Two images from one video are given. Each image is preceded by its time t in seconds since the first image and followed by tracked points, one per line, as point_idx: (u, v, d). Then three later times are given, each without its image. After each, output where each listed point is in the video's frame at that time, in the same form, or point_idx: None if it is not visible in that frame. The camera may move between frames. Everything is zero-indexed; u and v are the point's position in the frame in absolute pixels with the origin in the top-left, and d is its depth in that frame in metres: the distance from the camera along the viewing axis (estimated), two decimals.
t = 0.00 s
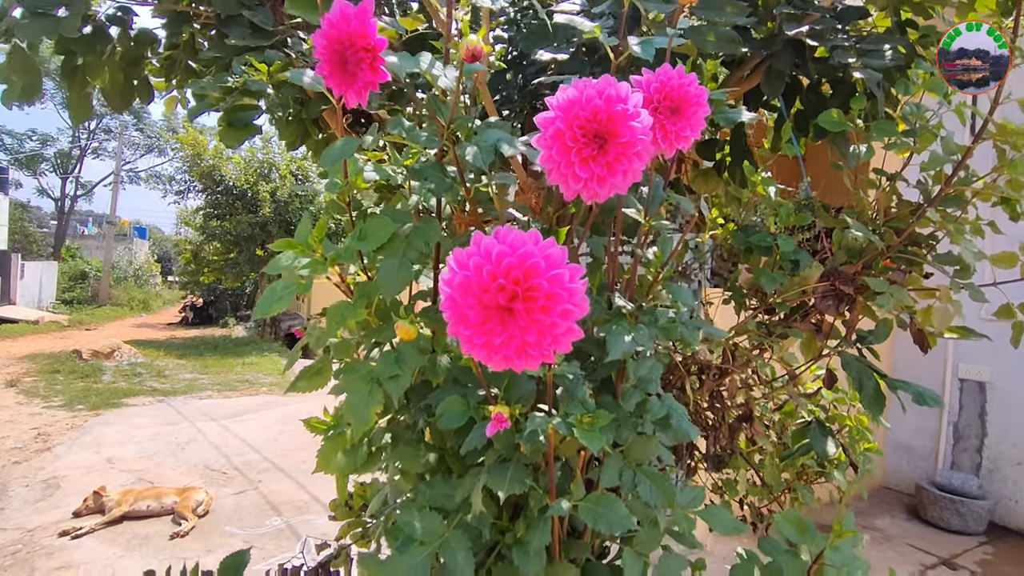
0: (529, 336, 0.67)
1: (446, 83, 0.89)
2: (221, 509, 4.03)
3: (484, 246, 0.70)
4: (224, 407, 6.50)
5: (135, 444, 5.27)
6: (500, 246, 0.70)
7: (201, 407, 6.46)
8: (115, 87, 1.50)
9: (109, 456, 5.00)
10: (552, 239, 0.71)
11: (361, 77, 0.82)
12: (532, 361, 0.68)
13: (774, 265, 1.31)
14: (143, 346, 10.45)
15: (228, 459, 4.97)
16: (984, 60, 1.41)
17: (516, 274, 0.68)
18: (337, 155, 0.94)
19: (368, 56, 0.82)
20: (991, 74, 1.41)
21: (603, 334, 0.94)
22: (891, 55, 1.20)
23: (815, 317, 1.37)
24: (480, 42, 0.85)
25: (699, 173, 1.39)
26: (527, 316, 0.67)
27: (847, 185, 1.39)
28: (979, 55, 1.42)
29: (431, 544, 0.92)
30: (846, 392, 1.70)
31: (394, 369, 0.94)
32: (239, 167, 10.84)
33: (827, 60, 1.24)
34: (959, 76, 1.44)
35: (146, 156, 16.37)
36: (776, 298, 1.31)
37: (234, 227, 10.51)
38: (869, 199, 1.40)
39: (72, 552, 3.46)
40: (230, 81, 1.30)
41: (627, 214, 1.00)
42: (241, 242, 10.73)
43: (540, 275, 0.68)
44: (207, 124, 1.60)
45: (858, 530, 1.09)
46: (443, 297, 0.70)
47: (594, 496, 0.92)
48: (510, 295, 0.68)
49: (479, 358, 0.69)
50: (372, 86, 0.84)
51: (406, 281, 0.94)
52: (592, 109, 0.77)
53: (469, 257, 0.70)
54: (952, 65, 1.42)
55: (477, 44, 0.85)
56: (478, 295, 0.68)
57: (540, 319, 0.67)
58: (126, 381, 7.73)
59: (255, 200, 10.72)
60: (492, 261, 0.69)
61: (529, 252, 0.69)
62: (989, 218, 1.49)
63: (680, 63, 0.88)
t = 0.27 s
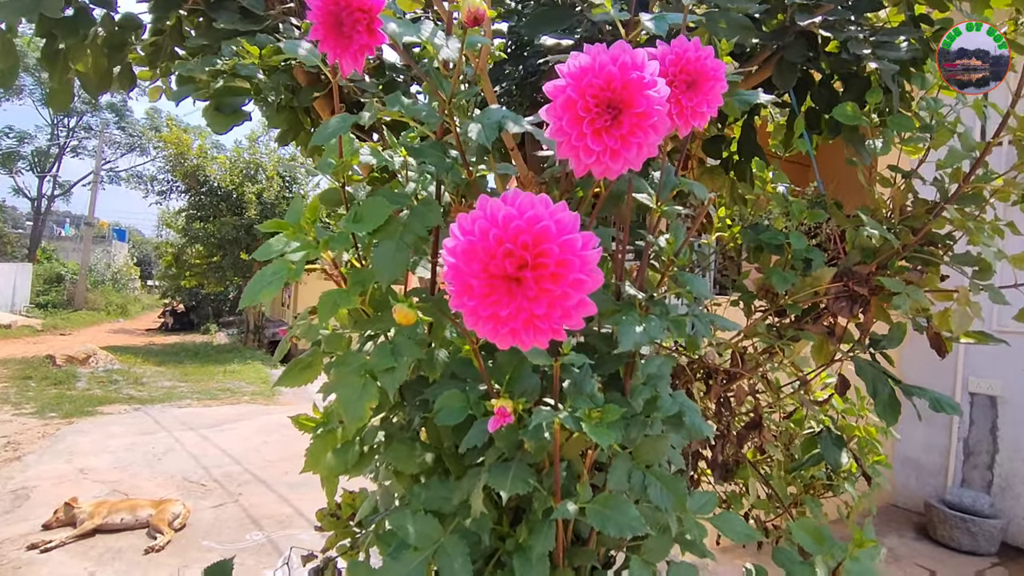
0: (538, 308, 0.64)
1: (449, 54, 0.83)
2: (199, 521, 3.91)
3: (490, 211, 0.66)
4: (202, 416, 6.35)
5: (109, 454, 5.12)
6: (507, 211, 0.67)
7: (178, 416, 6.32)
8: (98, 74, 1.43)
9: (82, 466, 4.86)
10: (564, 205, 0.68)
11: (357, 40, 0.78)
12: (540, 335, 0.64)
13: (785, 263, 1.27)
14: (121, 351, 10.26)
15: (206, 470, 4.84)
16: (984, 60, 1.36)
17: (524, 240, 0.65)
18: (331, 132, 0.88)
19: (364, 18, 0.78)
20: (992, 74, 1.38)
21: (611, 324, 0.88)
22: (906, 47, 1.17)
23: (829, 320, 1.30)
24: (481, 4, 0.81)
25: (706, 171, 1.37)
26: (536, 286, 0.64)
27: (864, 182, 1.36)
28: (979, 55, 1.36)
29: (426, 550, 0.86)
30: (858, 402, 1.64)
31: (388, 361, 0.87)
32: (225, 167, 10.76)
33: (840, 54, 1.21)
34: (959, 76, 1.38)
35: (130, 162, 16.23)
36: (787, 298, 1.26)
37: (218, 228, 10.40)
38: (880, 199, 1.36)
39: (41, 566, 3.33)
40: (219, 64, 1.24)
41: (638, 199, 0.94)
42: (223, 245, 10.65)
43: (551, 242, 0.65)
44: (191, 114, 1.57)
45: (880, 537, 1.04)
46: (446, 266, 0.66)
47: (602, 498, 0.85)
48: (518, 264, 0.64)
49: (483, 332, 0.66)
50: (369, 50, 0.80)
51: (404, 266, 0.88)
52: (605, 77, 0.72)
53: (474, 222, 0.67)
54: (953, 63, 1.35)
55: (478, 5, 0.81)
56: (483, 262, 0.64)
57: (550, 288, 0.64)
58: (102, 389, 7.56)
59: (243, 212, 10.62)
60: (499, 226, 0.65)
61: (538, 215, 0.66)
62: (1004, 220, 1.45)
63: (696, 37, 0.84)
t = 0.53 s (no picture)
0: (565, 315, 0.61)
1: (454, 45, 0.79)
2: (182, 537, 3.81)
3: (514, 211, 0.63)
4: (185, 427, 6.23)
5: (88, 466, 5.00)
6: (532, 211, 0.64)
7: (159, 427, 6.19)
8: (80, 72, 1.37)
9: (59, 478, 4.74)
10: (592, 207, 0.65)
11: (364, 30, 0.75)
12: (567, 343, 0.61)
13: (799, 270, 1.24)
14: (104, 361, 10.08)
15: (188, 482, 4.72)
16: (984, 60, 1.25)
17: (552, 242, 0.62)
18: (327, 130, 0.84)
19: (372, 7, 0.74)
20: (992, 75, 1.27)
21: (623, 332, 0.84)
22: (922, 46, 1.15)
23: (842, 329, 1.27)
24: None
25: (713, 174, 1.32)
26: (563, 291, 0.61)
27: (875, 185, 1.32)
28: (979, 56, 1.25)
29: (426, 569, 0.81)
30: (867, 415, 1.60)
31: (387, 369, 0.82)
32: (209, 170, 10.62)
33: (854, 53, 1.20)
34: (958, 75, 1.28)
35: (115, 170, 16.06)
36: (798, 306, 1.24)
37: (203, 232, 10.27)
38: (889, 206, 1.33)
39: None
40: (207, 59, 1.19)
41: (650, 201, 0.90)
42: (207, 250, 10.44)
43: (580, 245, 0.62)
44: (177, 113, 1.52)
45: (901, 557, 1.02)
46: (466, 268, 0.63)
47: (613, 515, 0.81)
48: (544, 268, 0.61)
49: (505, 339, 0.62)
50: (377, 40, 0.76)
51: (405, 269, 0.83)
52: (627, 68, 0.69)
53: (497, 222, 0.63)
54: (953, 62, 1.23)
55: None
56: (507, 265, 0.61)
57: (578, 294, 0.61)
58: (80, 397, 7.41)
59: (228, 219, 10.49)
60: (525, 227, 0.62)
61: (566, 217, 0.63)
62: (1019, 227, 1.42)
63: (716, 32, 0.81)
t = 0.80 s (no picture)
0: (546, 297, 0.59)
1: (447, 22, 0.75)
2: (167, 545, 3.75)
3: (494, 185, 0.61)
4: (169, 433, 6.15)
5: (68, 474, 4.93)
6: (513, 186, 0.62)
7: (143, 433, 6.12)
8: (64, 59, 1.34)
9: (40, 486, 4.68)
10: (577, 182, 0.63)
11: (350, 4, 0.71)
12: (549, 325, 0.60)
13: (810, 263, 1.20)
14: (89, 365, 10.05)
15: (175, 490, 4.66)
16: (985, 60, 1.13)
17: (533, 218, 0.60)
18: (315, 112, 0.80)
19: None
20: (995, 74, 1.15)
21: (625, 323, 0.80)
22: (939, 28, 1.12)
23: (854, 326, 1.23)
24: None
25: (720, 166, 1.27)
26: (545, 271, 0.59)
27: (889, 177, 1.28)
28: (979, 55, 1.12)
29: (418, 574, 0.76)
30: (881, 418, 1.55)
31: (378, 363, 0.78)
32: (196, 167, 10.61)
33: (868, 37, 1.17)
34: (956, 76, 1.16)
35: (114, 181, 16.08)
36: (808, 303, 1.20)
37: (190, 228, 10.28)
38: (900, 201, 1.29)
39: None
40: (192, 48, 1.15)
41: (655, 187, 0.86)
42: (196, 247, 10.43)
43: (563, 221, 0.60)
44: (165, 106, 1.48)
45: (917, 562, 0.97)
46: (444, 246, 0.61)
47: (614, 516, 0.76)
48: (524, 248, 0.59)
49: (485, 323, 0.61)
50: (364, 15, 0.72)
51: (398, 257, 0.79)
52: (627, 43, 0.65)
53: (477, 200, 0.62)
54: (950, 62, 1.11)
55: None
56: (486, 244, 0.60)
57: (560, 274, 0.59)
58: (62, 403, 7.34)
59: (225, 230, 10.48)
60: (505, 203, 0.60)
61: (547, 192, 0.61)
62: None
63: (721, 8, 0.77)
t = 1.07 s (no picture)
0: (539, 274, 0.55)
1: None
2: (160, 546, 3.74)
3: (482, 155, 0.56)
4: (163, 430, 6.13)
5: (60, 474, 4.91)
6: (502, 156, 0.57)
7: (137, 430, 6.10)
8: (37, 41, 1.31)
9: (29, 486, 4.67)
10: (570, 152, 0.58)
11: None
12: (543, 305, 0.55)
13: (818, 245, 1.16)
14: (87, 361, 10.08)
15: (167, 490, 4.63)
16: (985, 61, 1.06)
17: (523, 189, 0.55)
18: (291, 89, 0.76)
19: None
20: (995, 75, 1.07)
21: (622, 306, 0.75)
22: None
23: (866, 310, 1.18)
24: None
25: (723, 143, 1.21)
26: (536, 246, 0.54)
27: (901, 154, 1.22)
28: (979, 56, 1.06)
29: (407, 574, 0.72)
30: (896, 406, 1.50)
31: (361, 352, 0.73)
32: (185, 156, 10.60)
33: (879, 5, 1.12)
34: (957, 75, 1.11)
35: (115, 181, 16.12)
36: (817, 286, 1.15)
37: (178, 221, 10.30)
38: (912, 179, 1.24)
39: None
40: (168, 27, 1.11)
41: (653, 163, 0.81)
42: (184, 241, 10.47)
43: (556, 192, 0.55)
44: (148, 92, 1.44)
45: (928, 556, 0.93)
46: (428, 222, 0.56)
47: (613, 509, 0.72)
48: (515, 221, 0.55)
49: (473, 304, 0.56)
50: None
51: (381, 240, 0.75)
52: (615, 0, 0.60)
53: (462, 171, 0.57)
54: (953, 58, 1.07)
55: None
56: (473, 219, 0.55)
57: (554, 250, 0.54)
58: (53, 399, 7.33)
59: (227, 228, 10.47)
60: (493, 173, 0.56)
61: (539, 161, 0.56)
62: None
63: None
